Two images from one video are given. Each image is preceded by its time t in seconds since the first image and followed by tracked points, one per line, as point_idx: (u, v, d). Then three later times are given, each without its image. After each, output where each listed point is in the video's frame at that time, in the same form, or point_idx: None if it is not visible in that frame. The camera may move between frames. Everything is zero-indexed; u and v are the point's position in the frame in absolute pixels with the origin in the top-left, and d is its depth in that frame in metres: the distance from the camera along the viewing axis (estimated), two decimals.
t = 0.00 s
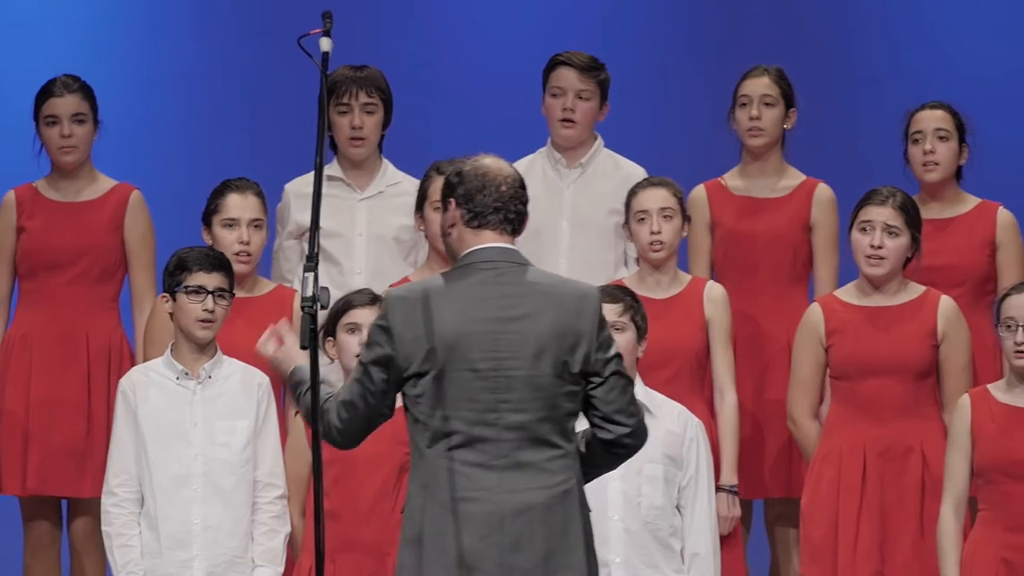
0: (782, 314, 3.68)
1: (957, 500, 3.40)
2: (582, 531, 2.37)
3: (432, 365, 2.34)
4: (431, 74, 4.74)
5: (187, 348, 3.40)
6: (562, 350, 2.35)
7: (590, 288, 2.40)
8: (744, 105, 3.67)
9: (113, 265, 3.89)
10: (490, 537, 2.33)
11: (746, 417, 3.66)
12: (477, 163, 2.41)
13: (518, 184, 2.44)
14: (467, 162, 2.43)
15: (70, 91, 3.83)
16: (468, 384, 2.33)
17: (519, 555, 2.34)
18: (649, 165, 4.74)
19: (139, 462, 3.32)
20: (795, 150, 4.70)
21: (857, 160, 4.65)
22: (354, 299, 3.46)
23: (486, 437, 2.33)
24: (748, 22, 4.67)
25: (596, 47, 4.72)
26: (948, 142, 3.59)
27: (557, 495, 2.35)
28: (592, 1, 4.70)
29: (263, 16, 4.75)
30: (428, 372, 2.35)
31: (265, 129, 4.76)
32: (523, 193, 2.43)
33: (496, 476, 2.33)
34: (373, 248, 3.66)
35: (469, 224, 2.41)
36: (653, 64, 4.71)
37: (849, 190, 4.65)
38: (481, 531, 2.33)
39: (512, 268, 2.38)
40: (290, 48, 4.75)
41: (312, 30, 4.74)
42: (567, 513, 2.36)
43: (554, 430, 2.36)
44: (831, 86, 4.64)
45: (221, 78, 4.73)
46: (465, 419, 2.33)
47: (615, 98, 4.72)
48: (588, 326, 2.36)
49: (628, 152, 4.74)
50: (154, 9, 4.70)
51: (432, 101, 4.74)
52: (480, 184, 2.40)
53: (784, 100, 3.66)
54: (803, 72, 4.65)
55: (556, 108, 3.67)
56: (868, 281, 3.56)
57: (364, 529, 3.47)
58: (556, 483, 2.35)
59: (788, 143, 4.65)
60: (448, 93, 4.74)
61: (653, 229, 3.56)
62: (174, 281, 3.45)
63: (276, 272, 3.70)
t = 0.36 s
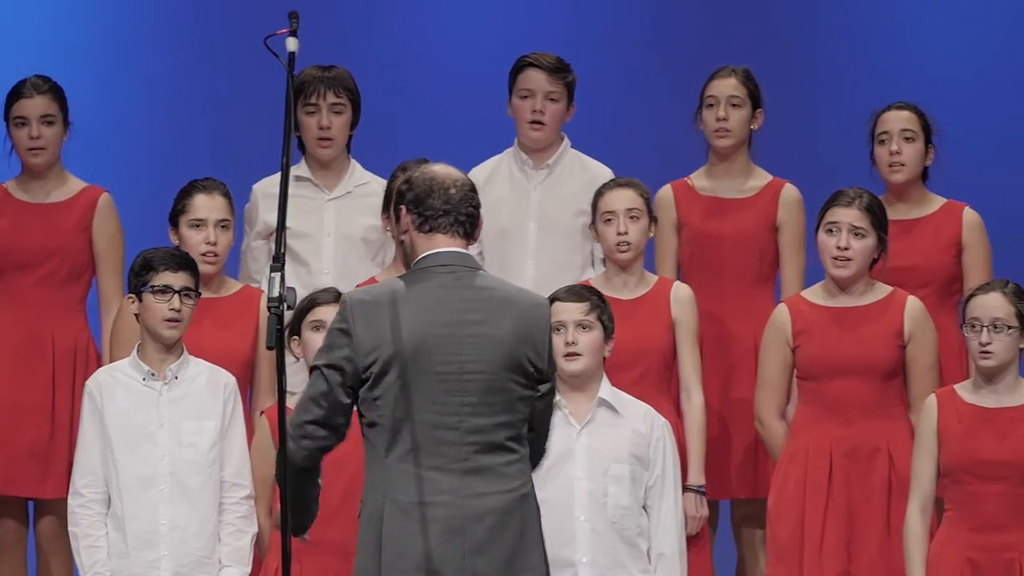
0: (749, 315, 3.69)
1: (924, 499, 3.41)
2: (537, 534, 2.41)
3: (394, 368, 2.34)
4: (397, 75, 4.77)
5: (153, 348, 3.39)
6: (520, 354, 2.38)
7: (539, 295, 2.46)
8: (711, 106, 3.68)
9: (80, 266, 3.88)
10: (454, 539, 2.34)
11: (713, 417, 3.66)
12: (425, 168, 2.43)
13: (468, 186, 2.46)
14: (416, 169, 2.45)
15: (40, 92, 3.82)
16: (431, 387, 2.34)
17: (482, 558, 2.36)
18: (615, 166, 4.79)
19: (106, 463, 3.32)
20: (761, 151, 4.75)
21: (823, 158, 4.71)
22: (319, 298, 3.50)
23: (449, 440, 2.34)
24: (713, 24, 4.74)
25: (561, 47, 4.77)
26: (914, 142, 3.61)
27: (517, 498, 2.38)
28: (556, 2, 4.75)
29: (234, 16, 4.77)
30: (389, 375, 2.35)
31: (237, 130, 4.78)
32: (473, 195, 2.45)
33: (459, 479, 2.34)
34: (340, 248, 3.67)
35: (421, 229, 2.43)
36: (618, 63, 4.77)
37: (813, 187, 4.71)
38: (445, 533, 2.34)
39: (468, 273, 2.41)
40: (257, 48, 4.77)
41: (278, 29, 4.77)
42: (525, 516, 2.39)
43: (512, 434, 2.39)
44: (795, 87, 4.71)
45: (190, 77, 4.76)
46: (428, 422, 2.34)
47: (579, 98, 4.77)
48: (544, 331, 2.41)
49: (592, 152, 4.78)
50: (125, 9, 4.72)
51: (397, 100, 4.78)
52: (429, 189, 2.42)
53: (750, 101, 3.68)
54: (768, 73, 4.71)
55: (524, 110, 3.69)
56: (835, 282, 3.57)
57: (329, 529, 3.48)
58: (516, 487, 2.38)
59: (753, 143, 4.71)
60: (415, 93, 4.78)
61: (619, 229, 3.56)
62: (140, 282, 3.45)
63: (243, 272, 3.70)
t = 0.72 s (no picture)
0: (716, 315, 3.71)
1: (891, 499, 3.41)
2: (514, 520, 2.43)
3: (381, 351, 2.34)
4: (366, 75, 4.81)
5: (122, 348, 3.38)
6: (489, 345, 2.43)
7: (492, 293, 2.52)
8: (680, 106, 3.70)
9: (47, 266, 3.89)
10: (447, 520, 2.32)
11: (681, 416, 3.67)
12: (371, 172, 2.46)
13: (418, 186, 2.49)
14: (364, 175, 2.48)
15: (7, 93, 3.82)
16: (418, 370, 2.34)
17: (473, 540, 2.35)
18: (582, 166, 4.80)
19: (74, 463, 3.32)
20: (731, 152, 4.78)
21: (794, 158, 4.73)
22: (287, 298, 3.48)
23: (438, 422, 2.34)
24: (680, 24, 4.76)
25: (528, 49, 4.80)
26: (882, 142, 3.66)
27: (497, 482, 2.40)
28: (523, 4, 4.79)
29: (204, 19, 4.81)
30: (376, 358, 2.34)
31: (206, 131, 4.82)
32: (423, 193, 2.47)
33: (448, 461, 2.34)
34: (309, 248, 3.68)
35: (374, 233, 2.46)
36: (586, 64, 4.78)
37: (784, 186, 4.73)
38: (438, 514, 2.32)
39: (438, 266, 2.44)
40: (223, 49, 4.81)
41: (246, 30, 4.81)
42: (505, 501, 2.41)
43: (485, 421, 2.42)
44: (764, 86, 4.73)
45: (158, 78, 4.80)
46: (417, 405, 2.33)
47: (547, 98, 4.80)
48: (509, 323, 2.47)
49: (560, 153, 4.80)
50: (98, 11, 4.77)
51: (365, 101, 4.82)
52: (377, 191, 2.45)
53: (719, 101, 3.70)
54: (736, 71, 4.72)
55: (492, 111, 3.74)
56: (802, 282, 3.57)
57: (296, 531, 3.49)
58: (494, 472, 2.40)
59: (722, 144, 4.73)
60: (383, 92, 4.82)
61: (591, 228, 3.56)
62: (108, 281, 3.43)
63: (212, 273, 3.71)
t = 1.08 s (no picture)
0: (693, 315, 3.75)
1: (867, 499, 3.42)
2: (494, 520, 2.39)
3: (335, 366, 2.33)
4: (342, 76, 4.89)
5: (100, 348, 3.38)
6: (459, 345, 2.38)
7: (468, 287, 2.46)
8: (658, 107, 3.73)
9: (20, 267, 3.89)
10: (413, 528, 2.31)
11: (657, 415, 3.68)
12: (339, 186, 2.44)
13: (388, 198, 2.46)
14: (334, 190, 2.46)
15: None
16: (374, 380, 2.32)
17: (443, 546, 2.33)
18: (559, 164, 4.86)
19: (51, 463, 3.31)
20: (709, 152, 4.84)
21: (769, 158, 4.80)
22: (264, 301, 3.53)
23: (398, 430, 2.32)
24: (654, 26, 4.83)
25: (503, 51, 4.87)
26: (857, 141, 3.68)
27: (470, 484, 2.36)
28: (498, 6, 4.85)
29: (183, 20, 4.87)
30: (331, 373, 2.33)
31: (187, 131, 4.87)
32: (392, 205, 2.44)
33: (411, 467, 2.32)
34: (284, 248, 3.77)
35: (343, 246, 2.43)
36: (562, 64, 4.85)
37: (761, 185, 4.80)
38: (404, 522, 2.31)
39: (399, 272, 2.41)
40: (200, 50, 4.86)
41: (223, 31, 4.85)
42: (481, 502, 2.37)
43: (459, 423, 2.37)
44: (739, 86, 4.80)
45: (134, 79, 4.85)
46: (374, 415, 2.32)
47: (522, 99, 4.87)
48: (477, 318, 2.41)
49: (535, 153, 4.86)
50: (79, 12, 4.82)
51: (341, 102, 4.90)
52: (344, 205, 2.42)
53: (696, 102, 3.74)
54: (710, 71, 4.79)
55: (467, 109, 3.76)
56: (777, 284, 3.58)
57: (277, 530, 3.46)
58: (468, 473, 2.36)
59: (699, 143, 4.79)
60: (359, 93, 4.89)
61: (568, 232, 3.56)
62: (87, 282, 3.43)
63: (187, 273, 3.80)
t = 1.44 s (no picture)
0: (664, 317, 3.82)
1: (838, 499, 3.40)
2: (462, 522, 2.39)
3: (305, 363, 2.37)
4: (315, 74, 4.92)
5: (74, 347, 3.37)
6: (434, 343, 2.37)
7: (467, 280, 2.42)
8: (630, 107, 3.83)
9: None
10: (371, 529, 2.36)
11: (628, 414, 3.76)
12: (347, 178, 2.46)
13: (395, 191, 2.47)
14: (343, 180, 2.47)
15: None
16: (343, 378, 2.36)
17: (399, 547, 2.36)
18: (529, 166, 4.92)
19: (24, 462, 3.29)
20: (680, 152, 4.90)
21: (739, 159, 4.87)
22: (240, 301, 3.53)
23: (363, 430, 2.36)
24: (624, 26, 4.88)
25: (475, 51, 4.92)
26: (829, 139, 3.78)
27: (436, 485, 2.37)
28: (469, 5, 4.91)
29: (155, 21, 4.90)
30: (303, 370, 2.38)
31: (160, 131, 4.91)
32: (399, 199, 2.45)
33: (373, 467, 2.36)
34: (255, 248, 3.92)
35: (345, 237, 2.45)
36: (533, 63, 4.91)
37: (733, 185, 4.86)
38: (362, 523, 2.36)
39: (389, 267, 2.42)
40: (169, 49, 4.89)
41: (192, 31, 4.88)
42: (447, 504, 2.38)
43: (433, 423, 2.38)
44: (709, 87, 4.86)
45: (103, 79, 4.89)
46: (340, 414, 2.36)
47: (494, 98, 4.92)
48: (462, 316, 2.38)
49: (505, 151, 4.93)
50: (54, 13, 4.86)
51: (314, 100, 4.93)
52: (349, 197, 2.44)
53: (669, 102, 3.83)
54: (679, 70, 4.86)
55: (439, 109, 3.84)
56: (749, 282, 3.59)
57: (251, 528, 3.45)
58: (435, 474, 2.37)
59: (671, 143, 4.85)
60: (330, 90, 4.92)
61: (540, 232, 3.57)
62: (61, 281, 3.42)
63: (158, 272, 3.89)
